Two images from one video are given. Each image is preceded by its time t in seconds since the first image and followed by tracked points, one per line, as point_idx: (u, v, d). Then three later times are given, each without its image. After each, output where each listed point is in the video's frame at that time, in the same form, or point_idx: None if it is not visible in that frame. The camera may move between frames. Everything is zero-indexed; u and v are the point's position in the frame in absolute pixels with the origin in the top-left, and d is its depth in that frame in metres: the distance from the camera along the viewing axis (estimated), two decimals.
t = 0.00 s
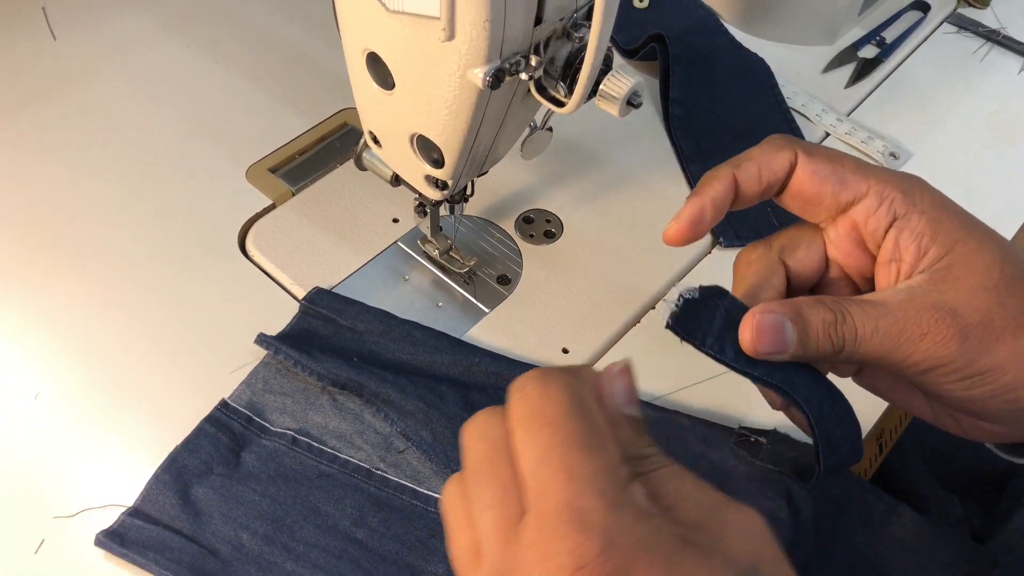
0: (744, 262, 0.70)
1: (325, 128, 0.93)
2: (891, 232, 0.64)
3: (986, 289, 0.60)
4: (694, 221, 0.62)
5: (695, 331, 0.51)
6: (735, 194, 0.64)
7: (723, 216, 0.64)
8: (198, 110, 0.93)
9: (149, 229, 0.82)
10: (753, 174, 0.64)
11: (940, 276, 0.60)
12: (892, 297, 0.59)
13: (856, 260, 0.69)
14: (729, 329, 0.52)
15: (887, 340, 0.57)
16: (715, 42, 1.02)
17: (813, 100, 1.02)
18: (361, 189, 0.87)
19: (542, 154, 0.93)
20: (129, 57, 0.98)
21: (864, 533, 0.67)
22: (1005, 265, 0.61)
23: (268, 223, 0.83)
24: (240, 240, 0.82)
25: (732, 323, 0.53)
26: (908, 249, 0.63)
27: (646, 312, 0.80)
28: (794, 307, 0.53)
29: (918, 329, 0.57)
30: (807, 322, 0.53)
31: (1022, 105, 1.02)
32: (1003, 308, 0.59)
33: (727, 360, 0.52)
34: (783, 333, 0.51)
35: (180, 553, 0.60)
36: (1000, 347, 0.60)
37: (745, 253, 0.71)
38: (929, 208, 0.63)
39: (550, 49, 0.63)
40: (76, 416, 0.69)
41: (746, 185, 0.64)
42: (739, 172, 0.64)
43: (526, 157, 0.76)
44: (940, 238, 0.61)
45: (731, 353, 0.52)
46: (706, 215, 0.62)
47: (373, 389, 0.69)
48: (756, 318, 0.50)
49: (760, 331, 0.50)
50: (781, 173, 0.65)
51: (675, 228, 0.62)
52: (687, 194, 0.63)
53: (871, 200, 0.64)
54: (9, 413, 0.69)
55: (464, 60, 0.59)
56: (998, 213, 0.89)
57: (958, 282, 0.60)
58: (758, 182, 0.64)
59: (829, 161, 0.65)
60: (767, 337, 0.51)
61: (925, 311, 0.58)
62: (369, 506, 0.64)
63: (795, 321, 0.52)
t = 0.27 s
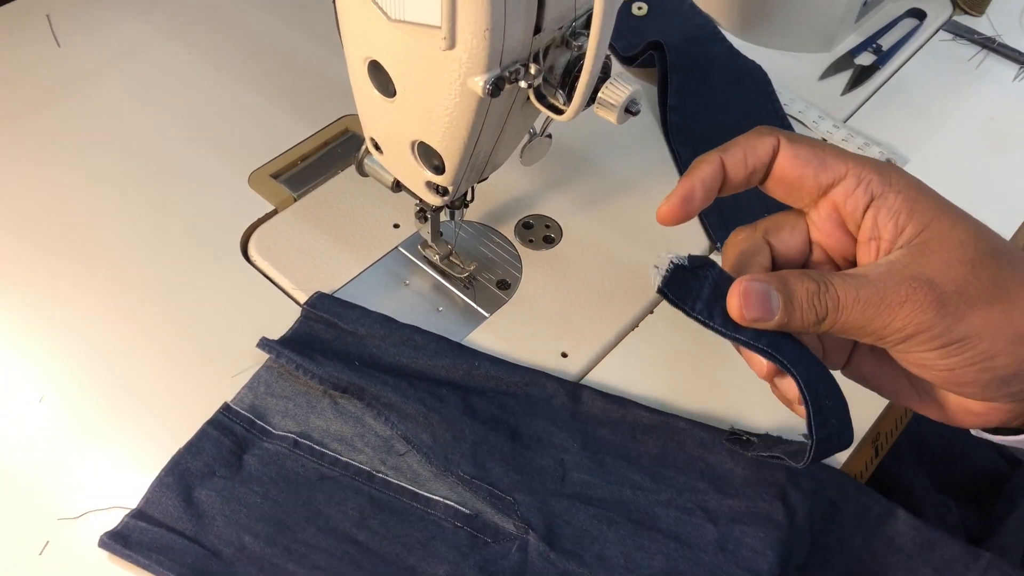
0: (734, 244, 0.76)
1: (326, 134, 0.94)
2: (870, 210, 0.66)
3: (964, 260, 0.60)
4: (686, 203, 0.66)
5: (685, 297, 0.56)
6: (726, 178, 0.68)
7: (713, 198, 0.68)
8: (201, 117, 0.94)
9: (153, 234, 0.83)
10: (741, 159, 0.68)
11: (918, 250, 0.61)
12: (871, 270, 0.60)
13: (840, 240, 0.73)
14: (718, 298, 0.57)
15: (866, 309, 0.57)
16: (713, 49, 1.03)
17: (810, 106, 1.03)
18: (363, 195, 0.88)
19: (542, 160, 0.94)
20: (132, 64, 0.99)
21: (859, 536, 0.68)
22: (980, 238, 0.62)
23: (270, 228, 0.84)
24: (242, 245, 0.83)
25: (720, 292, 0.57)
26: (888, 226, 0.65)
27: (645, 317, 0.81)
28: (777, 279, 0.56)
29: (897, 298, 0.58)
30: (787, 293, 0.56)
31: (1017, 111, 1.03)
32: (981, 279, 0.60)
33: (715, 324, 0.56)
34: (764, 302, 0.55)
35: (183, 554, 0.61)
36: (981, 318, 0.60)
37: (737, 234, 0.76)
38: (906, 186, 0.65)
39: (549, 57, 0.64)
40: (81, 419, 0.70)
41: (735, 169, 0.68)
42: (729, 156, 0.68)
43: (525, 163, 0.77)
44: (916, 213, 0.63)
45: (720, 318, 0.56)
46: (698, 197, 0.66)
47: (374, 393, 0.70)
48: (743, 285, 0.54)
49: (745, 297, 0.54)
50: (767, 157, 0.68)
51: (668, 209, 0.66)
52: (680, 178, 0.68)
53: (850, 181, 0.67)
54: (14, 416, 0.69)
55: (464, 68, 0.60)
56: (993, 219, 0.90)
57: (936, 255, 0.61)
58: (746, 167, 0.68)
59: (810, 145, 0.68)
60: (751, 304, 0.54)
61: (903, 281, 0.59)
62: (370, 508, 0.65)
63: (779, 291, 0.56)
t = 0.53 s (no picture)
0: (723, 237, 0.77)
1: (328, 138, 0.95)
2: (864, 199, 0.69)
3: (958, 247, 0.63)
4: (680, 198, 0.67)
5: (679, 283, 0.55)
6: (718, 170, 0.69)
7: (706, 191, 0.69)
8: (202, 121, 0.94)
9: (155, 237, 0.83)
10: (733, 151, 0.69)
11: (913, 237, 0.64)
12: (869, 256, 0.62)
13: (830, 230, 0.75)
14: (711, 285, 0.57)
15: (865, 294, 0.59)
16: (713, 54, 1.03)
17: (810, 112, 1.04)
18: (364, 199, 0.88)
19: (543, 165, 0.94)
20: (134, 68, 0.99)
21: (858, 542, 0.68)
22: (972, 226, 0.64)
23: (271, 231, 0.84)
24: (243, 249, 0.83)
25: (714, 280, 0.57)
26: (882, 215, 0.68)
27: (645, 321, 0.81)
28: (777, 266, 0.58)
29: (894, 283, 0.60)
30: (788, 277, 0.57)
31: (1017, 117, 1.03)
32: (974, 265, 0.63)
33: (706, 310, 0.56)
34: (765, 286, 0.56)
35: (184, 557, 0.61)
36: (973, 303, 0.63)
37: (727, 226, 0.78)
38: (899, 176, 0.68)
39: (550, 63, 0.64)
40: (83, 422, 0.70)
41: (727, 162, 0.69)
42: (720, 150, 0.69)
43: (527, 168, 0.77)
44: (909, 202, 0.66)
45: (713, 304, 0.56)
46: (693, 190, 0.67)
47: (375, 396, 0.70)
48: (736, 271, 0.55)
49: (739, 283, 0.54)
50: (760, 149, 0.70)
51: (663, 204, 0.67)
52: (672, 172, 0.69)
53: (845, 172, 0.70)
54: (17, 419, 0.70)
55: (466, 73, 0.60)
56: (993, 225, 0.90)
57: (931, 241, 0.63)
58: (739, 159, 0.70)
59: (803, 137, 0.71)
60: (746, 291, 0.55)
61: (900, 267, 0.61)
62: (370, 512, 0.65)
63: (773, 278, 0.57)
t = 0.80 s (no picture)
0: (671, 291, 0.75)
1: (326, 141, 0.95)
2: (818, 246, 0.67)
3: (921, 291, 0.61)
4: (630, 258, 0.67)
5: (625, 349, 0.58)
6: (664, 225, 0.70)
7: (654, 246, 0.69)
8: (202, 124, 0.95)
9: (155, 240, 0.83)
10: (678, 204, 0.70)
11: (875, 283, 0.62)
12: (831, 310, 0.60)
13: (785, 276, 0.74)
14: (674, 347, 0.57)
15: (830, 351, 0.58)
16: (711, 58, 1.04)
17: (808, 114, 1.04)
18: (362, 201, 0.89)
19: (541, 168, 0.95)
20: (134, 71, 0.99)
21: (853, 543, 0.69)
22: (934, 265, 0.63)
23: (270, 233, 0.84)
24: (243, 251, 0.84)
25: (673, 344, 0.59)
26: (839, 264, 0.65)
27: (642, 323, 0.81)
28: (735, 323, 0.55)
29: (857, 336, 0.58)
30: (747, 340, 0.55)
31: (1013, 119, 1.04)
32: (938, 307, 0.62)
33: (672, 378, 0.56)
34: (721, 352, 0.54)
35: (182, 558, 0.61)
36: (940, 346, 0.62)
37: (670, 282, 0.76)
38: (853, 220, 0.66)
39: (546, 65, 0.64)
40: (82, 424, 0.70)
41: (672, 215, 0.70)
42: (664, 204, 0.69)
43: (524, 171, 0.77)
44: (867, 247, 0.64)
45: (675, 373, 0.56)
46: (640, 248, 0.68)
47: (372, 398, 0.70)
48: (693, 339, 0.54)
49: (698, 351, 0.54)
50: (704, 200, 0.70)
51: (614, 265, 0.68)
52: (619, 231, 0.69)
53: (796, 219, 0.68)
54: (16, 421, 0.70)
55: (463, 76, 0.60)
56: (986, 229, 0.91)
57: (894, 287, 0.61)
58: (683, 211, 0.70)
59: (747, 186, 0.69)
60: (708, 357, 0.54)
61: (864, 320, 0.59)
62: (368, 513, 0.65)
63: (734, 340, 0.54)
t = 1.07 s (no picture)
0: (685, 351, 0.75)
1: (326, 142, 0.95)
2: (821, 292, 0.66)
3: (925, 333, 0.60)
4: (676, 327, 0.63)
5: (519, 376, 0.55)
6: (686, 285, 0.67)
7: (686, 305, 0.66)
8: (201, 124, 0.95)
9: (154, 241, 0.83)
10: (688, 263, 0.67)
11: (878, 328, 0.61)
12: (839, 361, 0.59)
13: (793, 325, 0.72)
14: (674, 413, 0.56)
15: (841, 404, 0.57)
16: (710, 59, 1.04)
17: (807, 116, 1.04)
18: (361, 202, 0.89)
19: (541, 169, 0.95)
20: (134, 71, 0.99)
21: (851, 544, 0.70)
22: (934, 305, 0.62)
23: (269, 234, 0.84)
24: (241, 252, 0.84)
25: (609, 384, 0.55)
26: (840, 308, 0.64)
27: (641, 324, 0.81)
28: (745, 391, 0.55)
29: (865, 386, 0.57)
30: (758, 406, 0.54)
31: (1012, 121, 1.04)
32: (944, 348, 0.60)
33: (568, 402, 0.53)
34: (737, 428, 0.53)
35: (180, 560, 0.61)
36: (952, 387, 0.60)
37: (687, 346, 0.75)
38: (849, 264, 0.65)
39: (546, 67, 0.64)
40: (80, 425, 0.70)
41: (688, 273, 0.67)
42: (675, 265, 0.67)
43: (523, 172, 0.77)
44: (866, 290, 0.63)
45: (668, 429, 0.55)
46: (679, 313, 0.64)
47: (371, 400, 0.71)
48: (710, 419, 0.53)
49: (714, 429, 0.53)
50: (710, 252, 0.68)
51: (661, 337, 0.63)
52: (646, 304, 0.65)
53: (795, 266, 0.67)
54: (15, 422, 0.70)
55: (462, 77, 0.60)
56: (983, 232, 0.91)
57: (898, 331, 0.60)
58: (695, 267, 0.67)
59: (744, 235, 0.68)
60: (725, 433, 0.53)
61: (871, 368, 0.58)
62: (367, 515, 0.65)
63: (749, 413, 0.53)
